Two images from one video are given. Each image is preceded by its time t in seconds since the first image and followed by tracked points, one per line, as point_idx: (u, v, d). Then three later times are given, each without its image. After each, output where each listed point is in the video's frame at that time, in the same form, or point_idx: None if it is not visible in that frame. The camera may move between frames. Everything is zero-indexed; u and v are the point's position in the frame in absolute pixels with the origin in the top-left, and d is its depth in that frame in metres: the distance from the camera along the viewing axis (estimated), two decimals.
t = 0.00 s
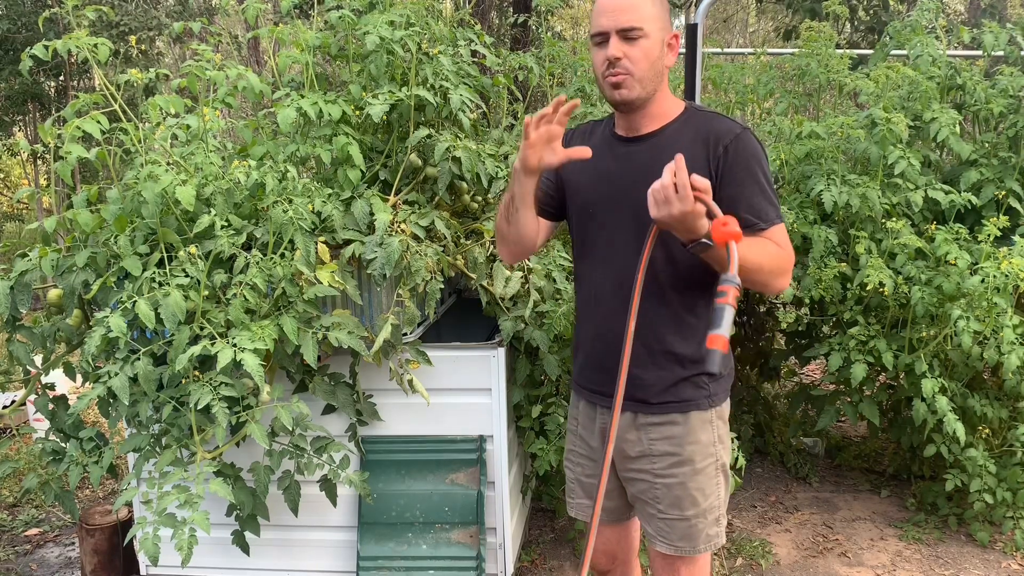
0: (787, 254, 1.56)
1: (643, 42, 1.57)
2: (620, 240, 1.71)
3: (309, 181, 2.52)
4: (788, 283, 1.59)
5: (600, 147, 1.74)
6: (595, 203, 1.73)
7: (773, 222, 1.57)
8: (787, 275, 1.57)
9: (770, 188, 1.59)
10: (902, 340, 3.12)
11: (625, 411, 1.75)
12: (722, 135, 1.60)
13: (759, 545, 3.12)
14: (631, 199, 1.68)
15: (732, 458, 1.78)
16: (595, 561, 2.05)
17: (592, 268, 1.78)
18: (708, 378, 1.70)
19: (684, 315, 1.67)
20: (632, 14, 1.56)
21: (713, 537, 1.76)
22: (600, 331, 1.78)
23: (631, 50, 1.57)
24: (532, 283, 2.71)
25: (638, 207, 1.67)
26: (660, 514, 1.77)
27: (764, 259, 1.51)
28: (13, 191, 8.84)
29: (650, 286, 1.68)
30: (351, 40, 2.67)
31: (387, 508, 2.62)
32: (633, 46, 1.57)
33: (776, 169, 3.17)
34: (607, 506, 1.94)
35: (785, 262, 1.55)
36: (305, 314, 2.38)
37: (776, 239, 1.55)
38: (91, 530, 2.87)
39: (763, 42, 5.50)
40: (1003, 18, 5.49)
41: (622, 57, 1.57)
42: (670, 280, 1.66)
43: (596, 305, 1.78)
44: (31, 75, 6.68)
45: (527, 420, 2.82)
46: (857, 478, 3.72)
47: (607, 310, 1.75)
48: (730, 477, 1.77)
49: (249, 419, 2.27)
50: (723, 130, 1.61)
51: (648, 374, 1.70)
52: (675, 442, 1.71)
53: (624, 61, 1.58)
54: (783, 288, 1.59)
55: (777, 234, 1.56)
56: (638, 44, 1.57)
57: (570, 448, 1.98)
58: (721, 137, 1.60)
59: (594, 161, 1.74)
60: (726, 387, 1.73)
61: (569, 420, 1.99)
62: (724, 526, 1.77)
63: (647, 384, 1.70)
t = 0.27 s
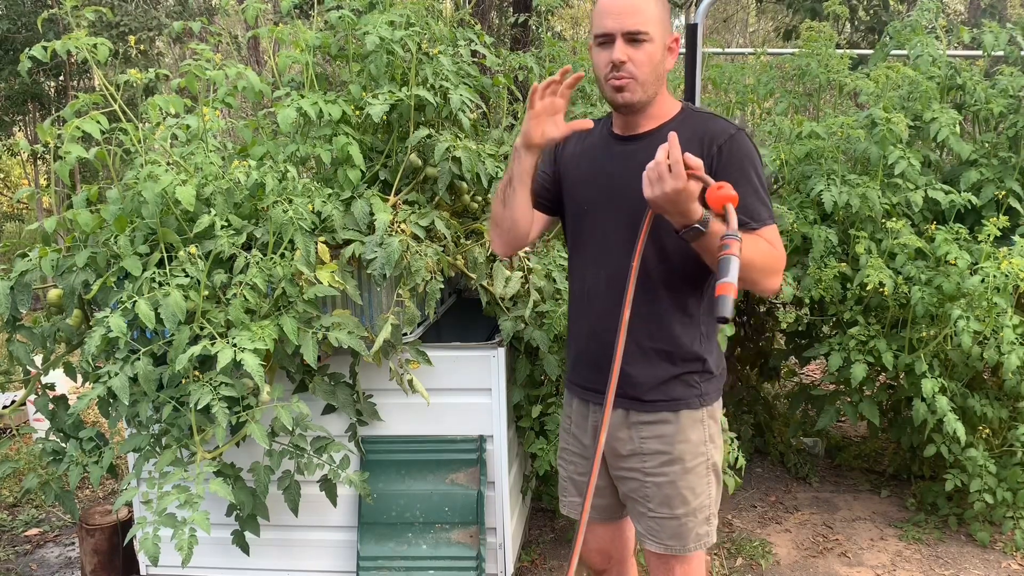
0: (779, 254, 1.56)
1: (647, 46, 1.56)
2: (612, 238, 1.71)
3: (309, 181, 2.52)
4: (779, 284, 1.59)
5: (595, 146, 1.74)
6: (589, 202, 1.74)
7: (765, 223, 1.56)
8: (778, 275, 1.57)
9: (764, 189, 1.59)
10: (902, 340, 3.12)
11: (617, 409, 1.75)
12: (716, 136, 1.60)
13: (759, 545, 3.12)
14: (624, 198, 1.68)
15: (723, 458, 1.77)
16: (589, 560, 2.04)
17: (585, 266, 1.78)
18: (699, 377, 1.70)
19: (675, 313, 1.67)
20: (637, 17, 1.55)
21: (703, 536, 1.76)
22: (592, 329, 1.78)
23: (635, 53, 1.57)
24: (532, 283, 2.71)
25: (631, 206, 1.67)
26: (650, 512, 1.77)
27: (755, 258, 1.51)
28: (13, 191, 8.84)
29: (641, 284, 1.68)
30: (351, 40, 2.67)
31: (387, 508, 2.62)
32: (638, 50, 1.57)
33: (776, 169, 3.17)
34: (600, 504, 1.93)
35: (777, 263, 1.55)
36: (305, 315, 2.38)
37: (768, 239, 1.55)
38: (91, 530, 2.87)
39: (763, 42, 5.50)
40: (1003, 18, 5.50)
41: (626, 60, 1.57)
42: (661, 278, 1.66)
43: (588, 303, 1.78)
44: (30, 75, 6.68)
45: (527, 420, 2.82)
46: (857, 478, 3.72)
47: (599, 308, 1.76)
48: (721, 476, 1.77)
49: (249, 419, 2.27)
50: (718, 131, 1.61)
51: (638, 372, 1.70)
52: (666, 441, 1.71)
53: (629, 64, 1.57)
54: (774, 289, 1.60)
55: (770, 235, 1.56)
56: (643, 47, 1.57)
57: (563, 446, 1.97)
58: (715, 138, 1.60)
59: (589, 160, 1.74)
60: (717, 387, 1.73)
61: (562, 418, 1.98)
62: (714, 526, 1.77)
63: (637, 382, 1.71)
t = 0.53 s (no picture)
0: (777, 254, 1.56)
1: (650, 49, 1.57)
2: (610, 238, 1.71)
3: (309, 181, 2.52)
4: (778, 283, 1.59)
5: (593, 146, 1.75)
6: (587, 202, 1.74)
7: (764, 222, 1.56)
8: (777, 275, 1.57)
9: (761, 190, 1.59)
10: (902, 340, 3.12)
11: (614, 408, 1.75)
12: (714, 136, 1.60)
13: (759, 545, 3.12)
14: (622, 198, 1.68)
15: (721, 457, 1.77)
16: (588, 559, 2.04)
17: (583, 266, 1.78)
18: (697, 376, 1.70)
19: (674, 313, 1.67)
20: (639, 19, 1.56)
21: (700, 535, 1.76)
22: (590, 329, 1.78)
23: (638, 55, 1.57)
24: (532, 283, 2.71)
25: (629, 206, 1.68)
26: (648, 512, 1.77)
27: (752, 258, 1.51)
28: (13, 191, 8.84)
29: (639, 284, 1.68)
30: (351, 40, 2.67)
31: (387, 508, 2.62)
32: (640, 52, 1.57)
33: (776, 169, 3.17)
34: (599, 503, 1.93)
35: (774, 264, 1.55)
36: (305, 314, 2.39)
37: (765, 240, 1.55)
38: (91, 530, 2.87)
39: (763, 42, 5.50)
40: (1003, 17, 5.50)
41: (628, 62, 1.57)
42: (659, 278, 1.66)
43: (586, 303, 1.79)
44: (30, 75, 6.68)
45: (527, 420, 2.82)
46: (857, 478, 3.72)
47: (597, 308, 1.76)
48: (719, 475, 1.77)
49: (250, 419, 2.27)
50: (716, 131, 1.61)
51: (637, 372, 1.70)
52: (663, 440, 1.71)
53: (631, 66, 1.57)
54: (772, 288, 1.60)
55: (767, 235, 1.56)
56: (646, 50, 1.57)
57: (563, 445, 1.97)
58: (712, 138, 1.60)
59: (587, 160, 1.74)
60: (715, 387, 1.73)
61: (561, 417, 1.98)
62: (711, 524, 1.77)
63: (636, 381, 1.71)
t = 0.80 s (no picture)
0: (776, 257, 1.57)
1: (653, 43, 1.55)
2: (612, 238, 1.71)
3: (309, 181, 2.51)
4: (777, 285, 1.60)
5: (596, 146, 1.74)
6: (588, 202, 1.73)
7: (766, 225, 1.57)
8: (776, 277, 1.58)
9: (764, 193, 1.59)
10: (902, 340, 3.12)
11: (614, 408, 1.75)
12: (717, 138, 1.59)
13: (759, 545, 3.12)
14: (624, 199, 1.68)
15: (720, 456, 1.78)
16: (587, 560, 2.04)
17: (584, 266, 1.78)
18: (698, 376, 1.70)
19: (674, 314, 1.67)
20: (642, 13, 1.54)
21: (701, 534, 1.76)
22: (591, 329, 1.78)
23: (641, 49, 1.55)
24: (532, 283, 2.71)
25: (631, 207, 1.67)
26: (648, 511, 1.77)
27: (752, 259, 1.51)
28: (13, 191, 8.84)
29: (640, 285, 1.67)
30: (351, 40, 2.67)
31: (387, 508, 2.62)
32: (643, 46, 1.56)
33: (776, 169, 3.17)
34: (598, 502, 1.93)
35: (774, 267, 1.55)
36: (305, 314, 2.38)
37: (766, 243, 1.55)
38: (91, 530, 2.87)
39: (763, 42, 5.50)
40: (1004, 17, 5.50)
41: (631, 56, 1.55)
42: (660, 278, 1.66)
43: (587, 303, 1.78)
44: (30, 75, 6.68)
45: (527, 420, 2.82)
46: (857, 478, 3.72)
47: (597, 308, 1.76)
48: (718, 474, 1.77)
49: (250, 419, 2.27)
50: (719, 133, 1.60)
51: (636, 372, 1.70)
52: (663, 440, 1.71)
53: (634, 61, 1.56)
54: (772, 289, 1.60)
55: (768, 238, 1.56)
56: (648, 44, 1.56)
57: (562, 446, 1.97)
58: (716, 140, 1.59)
59: (590, 160, 1.74)
60: (714, 387, 1.73)
61: (560, 417, 1.98)
62: (711, 523, 1.77)
63: (637, 381, 1.70)
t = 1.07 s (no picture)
0: (775, 261, 1.57)
1: (634, 36, 1.54)
2: (614, 238, 1.71)
3: (309, 181, 2.51)
4: (775, 288, 1.60)
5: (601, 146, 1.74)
6: (591, 200, 1.73)
7: (766, 228, 1.56)
8: (773, 280, 1.58)
9: (766, 197, 1.59)
10: (902, 340, 3.12)
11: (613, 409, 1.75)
12: (722, 140, 1.60)
13: (759, 545, 3.12)
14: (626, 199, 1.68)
15: (717, 457, 1.78)
16: (587, 561, 2.04)
17: (585, 265, 1.78)
18: (696, 377, 1.70)
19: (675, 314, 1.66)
20: (623, 9, 1.55)
21: (698, 535, 1.76)
22: (591, 327, 1.78)
23: (623, 43, 1.55)
24: (532, 283, 2.71)
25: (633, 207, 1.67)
26: (646, 512, 1.77)
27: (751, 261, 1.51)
28: (13, 191, 8.84)
29: (641, 284, 1.67)
30: (351, 40, 2.67)
31: (387, 508, 2.62)
32: (625, 41, 1.55)
33: (776, 168, 3.16)
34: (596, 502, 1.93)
35: (772, 271, 1.56)
36: (305, 314, 2.39)
37: (766, 246, 1.56)
38: (91, 530, 2.87)
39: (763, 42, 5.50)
40: (1003, 18, 5.50)
41: (613, 52, 1.55)
42: (661, 279, 1.66)
43: (587, 302, 1.78)
44: (30, 75, 6.68)
45: (527, 420, 2.82)
46: (857, 478, 3.72)
47: (598, 307, 1.75)
48: (715, 475, 1.77)
49: (250, 419, 2.27)
50: (724, 136, 1.61)
51: (634, 372, 1.70)
52: (661, 440, 1.71)
53: (616, 55, 1.55)
54: (770, 293, 1.60)
55: (769, 242, 1.56)
56: (630, 37, 1.54)
57: (560, 445, 1.97)
58: (721, 142, 1.60)
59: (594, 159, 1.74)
60: (712, 389, 1.74)
61: (558, 416, 1.98)
62: (708, 524, 1.77)
63: (635, 381, 1.70)
